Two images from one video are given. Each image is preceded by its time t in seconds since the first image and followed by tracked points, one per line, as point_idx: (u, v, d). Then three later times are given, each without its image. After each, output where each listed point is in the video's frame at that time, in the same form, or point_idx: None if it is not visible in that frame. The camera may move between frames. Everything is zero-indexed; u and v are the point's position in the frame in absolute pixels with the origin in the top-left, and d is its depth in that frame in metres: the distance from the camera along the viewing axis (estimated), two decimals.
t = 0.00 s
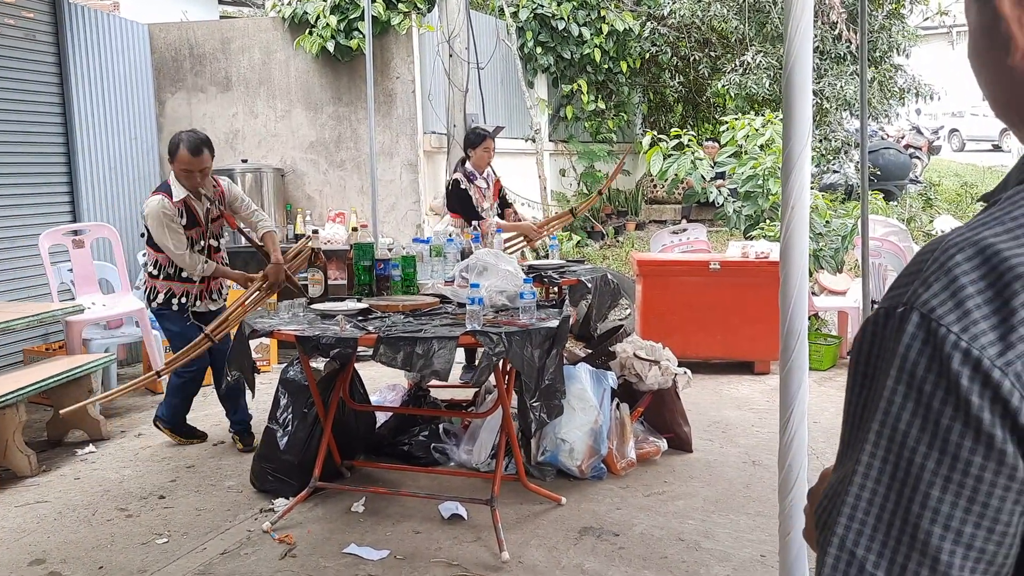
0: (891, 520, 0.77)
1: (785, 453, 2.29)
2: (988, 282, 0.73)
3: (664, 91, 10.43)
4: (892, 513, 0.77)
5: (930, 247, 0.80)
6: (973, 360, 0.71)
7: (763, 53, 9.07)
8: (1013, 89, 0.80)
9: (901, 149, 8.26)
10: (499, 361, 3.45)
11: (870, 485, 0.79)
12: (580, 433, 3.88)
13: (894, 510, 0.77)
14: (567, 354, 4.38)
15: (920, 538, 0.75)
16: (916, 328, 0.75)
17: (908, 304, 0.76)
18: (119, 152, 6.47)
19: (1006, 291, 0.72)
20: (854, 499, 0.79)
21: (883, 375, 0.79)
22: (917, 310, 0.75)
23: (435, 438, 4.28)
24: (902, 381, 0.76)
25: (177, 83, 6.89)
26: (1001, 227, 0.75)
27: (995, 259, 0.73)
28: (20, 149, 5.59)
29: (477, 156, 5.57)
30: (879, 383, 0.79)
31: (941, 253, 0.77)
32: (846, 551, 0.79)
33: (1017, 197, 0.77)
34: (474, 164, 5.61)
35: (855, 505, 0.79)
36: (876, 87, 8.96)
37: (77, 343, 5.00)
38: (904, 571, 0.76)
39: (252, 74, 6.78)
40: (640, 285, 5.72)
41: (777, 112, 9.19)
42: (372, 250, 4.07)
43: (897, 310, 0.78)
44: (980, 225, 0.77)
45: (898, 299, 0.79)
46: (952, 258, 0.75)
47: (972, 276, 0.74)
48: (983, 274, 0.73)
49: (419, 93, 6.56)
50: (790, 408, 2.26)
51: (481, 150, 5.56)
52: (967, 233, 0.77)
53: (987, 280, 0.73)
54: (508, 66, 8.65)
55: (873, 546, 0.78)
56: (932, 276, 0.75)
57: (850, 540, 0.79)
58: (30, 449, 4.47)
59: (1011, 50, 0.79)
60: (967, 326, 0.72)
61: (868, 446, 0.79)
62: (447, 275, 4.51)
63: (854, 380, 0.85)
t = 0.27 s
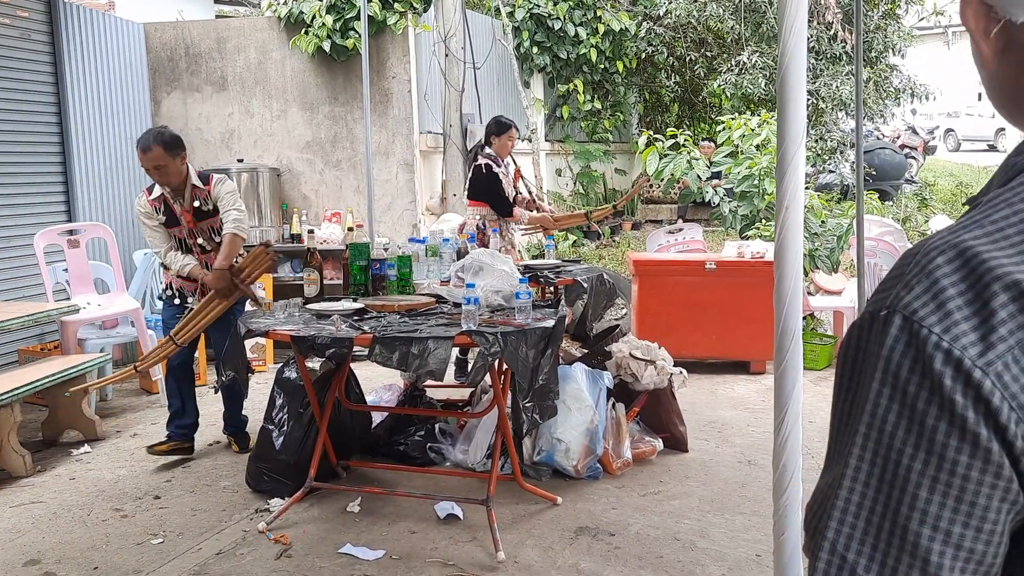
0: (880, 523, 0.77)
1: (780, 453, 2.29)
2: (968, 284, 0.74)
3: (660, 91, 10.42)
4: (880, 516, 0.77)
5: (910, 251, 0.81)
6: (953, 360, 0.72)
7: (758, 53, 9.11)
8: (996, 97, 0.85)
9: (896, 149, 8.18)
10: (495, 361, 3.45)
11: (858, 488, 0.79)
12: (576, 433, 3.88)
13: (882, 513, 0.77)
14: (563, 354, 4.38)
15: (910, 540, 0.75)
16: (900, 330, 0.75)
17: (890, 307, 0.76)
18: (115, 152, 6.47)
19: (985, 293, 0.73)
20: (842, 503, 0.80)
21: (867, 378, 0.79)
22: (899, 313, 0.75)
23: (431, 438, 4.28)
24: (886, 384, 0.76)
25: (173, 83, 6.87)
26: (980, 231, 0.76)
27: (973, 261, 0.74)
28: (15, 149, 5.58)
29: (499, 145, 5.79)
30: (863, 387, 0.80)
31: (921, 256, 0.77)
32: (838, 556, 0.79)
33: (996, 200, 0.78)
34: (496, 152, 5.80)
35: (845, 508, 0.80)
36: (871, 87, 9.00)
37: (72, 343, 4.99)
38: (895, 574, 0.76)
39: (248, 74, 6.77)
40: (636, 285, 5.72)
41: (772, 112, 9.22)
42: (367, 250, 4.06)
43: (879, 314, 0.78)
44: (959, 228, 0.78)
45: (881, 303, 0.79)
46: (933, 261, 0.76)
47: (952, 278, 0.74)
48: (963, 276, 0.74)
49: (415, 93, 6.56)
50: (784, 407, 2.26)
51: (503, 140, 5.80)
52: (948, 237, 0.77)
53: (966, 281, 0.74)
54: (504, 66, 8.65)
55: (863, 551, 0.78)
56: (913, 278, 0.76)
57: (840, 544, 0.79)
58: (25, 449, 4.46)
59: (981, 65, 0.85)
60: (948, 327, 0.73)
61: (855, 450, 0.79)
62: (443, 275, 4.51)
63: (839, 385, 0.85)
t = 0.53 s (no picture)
0: (867, 519, 0.79)
1: (777, 453, 2.29)
2: (958, 284, 0.76)
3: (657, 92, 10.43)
4: (867, 513, 0.80)
5: (902, 251, 0.82)
6: (941, 358, 0.74)
7: (755, 53, 9.13)
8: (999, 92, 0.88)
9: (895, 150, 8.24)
10: (491, 361, 3.45)
11: (847, 484, 0.81)
12: (573, 433, 3.87)
13: (869, 510, 0.79)
14: (560, 354, 4.38)
15: (897, 536, 0.77)
16: (889, 330, 0.77)
17: (881, 307, 0.78)
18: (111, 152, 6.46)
19: (973, 294, 0.75)
20: (831, 499, 0.82)
21: (856, 376, 0.81)
22: (889, 313, 0.77)
23: (428, 438, 4.28)
24: (875, 383, 0.78)
25: (169, 83, 6.87)
26: (971, 231, 0.78)
27: (963, 262, 0.76)
28: (11, 149, 5.57)
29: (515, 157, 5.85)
30: (853, 385, 0.82)
31: (912, 256, 0.79)
32: (826, 551, 0.82)
33: (987, 201, 0.80)
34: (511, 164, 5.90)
35: (833, 504, 0.82)
36: (868, 87, 9.01)
37: (68, 343, 5.01)
38: (881, 570, 0.78)
39: (244, 74, 6.76)
40: (632, 285, 5.72)
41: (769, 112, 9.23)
42: (364, 250, 4.06)
43: (870, 312, 0.80)
44: (949, 229, 0.80)
45: (871, 302, 0.81)
46: (923, 261, 0.77)
47: (943, 279, 0.76)
48: (952, 277, 0.76)
49: (412, 93, 6.55)
50: (782, 406, 2.26)
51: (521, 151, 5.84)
52: (938, 238, 0.79)
53: (955, 282, 0.76)
54: (501, 66, 8.65)
55: (851, 546, 0.80)
56: (903, 278, 0.78)
57: (829, 539, 0.82)
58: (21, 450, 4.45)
59: (982, 63, 0.88)
60: (936, 327, 0.75)
61: (844, 447, 0.82)
62: (440, 275, 4.51)
63: (830, 383, 0.87)
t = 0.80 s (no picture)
0: (867, 516, 0.80)
1: (777, 453, 2.29)
2: (955, 283, 0.76)
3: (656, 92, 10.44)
4: (866, 509, 0.80)
5: (900, 250, 0.83)
6: (938, 356, 0.74)
7: (754, 53, 9.13)
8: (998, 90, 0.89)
9: (891, 148, 8.12)
10: (490, 361, 3.45)
11: (846, 481, 0.81)
12: (573, 433, 3.88)
13: (869, 507, 0.79)
14: (559, 354, 4.38)
15: (896, 532, 0.77)
16: (888, 327, 0.77)
17: (879, 305, 0.79)
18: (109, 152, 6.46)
19: (971, 292, 0.75)
20: (831, 496, 0.82)
21: (855, 373, 0.81)
22: (888, 311, 0.77)
23: (427, 439, 4.28)
24: (874, 380, 0.78)
25: (168, 83, 6.87)
26: (970, 231, 0.78)
27: (961, 262, 0.76)
28: (9, 150, 5.56)
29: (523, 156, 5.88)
30: (852, 382, 0.82)
31: (910, 255, 0.79)
32: (826, 548, 0.82)
33: (986, 200, 0.80)
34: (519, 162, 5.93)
35: (833, 501, 0.82)
36: (866, 87, 9.01)
37: (67, 343, 5.03)
38: (881, 567, 0.78)
39: (243, 74, 6.76)
40: (631, 285, 5.72)
41: (768, 112, 9.23)
42: (363, 250, 4.06)
43: (869, 311, 0.80)
44: (948, 228, 0.80)
45: (869, 300, 0.81)
46: (922, 260, 0.77)
47: (941, 277, 0.76)
48: (950, 276, 0.76)
49: (411, 93, 6.55)
50: (782, 406, 2.26)
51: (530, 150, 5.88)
52: (937, 236, 0.79)
53: (953, 280, 0.76)
54: (500, 66, 8.65)
55: (850, 543, 0.80)
56: (902, 278, 0.78)
57: (829, 536, 0.82)
58: (20, 451, 4.45)
59: (983, 61, 0.89)
60: (934, 324, 0.75)
61: (844, 445, 0.82)
62: (439, 275, 4.51)
63: (829, 381, 0.88)
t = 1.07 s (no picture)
0: (865, 516, 0.80)
1: (777, 454, 2.29)
2: (953, 283, 0.76)
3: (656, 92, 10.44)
4: (865, 509, 0.80)
5: (898, 252, 0.83)
6: (936, 356, 0.74)
7: (754, 54, 9.13)
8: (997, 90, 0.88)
9: (891, 149, 8.12)
10: (491, 361, 3.45)
11: (845, 482, 0.81)
12: (573, 433, 3.87)
13: (867, 507, 0.79)
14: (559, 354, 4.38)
15: (894, 533, 0.77)
16: (886, 328, 0.77)
17: (878, 306, 0.79)
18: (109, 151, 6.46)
19: (968, 292, 0.75)
20: (830, 497, 0.82)
21: (854, 375, 0.81)
22: (886, 311, 0.77)
23: (427, 439, 4.27)
24: (873, 380, 0.78)
25: (168, 83, 6.87)
26: (968, 231, 0.78)
27: (958, 262, 0.76)
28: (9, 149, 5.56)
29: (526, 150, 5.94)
30: (850, 383, 0.82)
31: (907, 256, 0.79)
32: (825, 548, 0.82)
33: (983, 201, 0.80)
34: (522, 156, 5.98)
35: (832, 501, 0.82)
36: (867, 87, 9.01)
37: (67, 343, 5.02)
38: (879, 568, 0.78)
39: (244, 74, 6.76)
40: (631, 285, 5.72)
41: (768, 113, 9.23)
42: (363, 250, 4.06)
43: (868, 311, 0.80)
44: (946, 229, 0.80)
45: (868, 301, 0.81)
46: (919, 261, 0.78)
47: (938, 277, 0.76)
48: (948, 276, 0.76)
49: (411, 92, 6.55)
50: (782, 407, 2.26)
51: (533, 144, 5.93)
52: (935, 237, 0.79)
53: (950, 280, 0.76)
54: (500, 66, 8.65)
55: (849, 543, 0.80)
56: (900, 278, 0.78)
57: (828, 536, 0.82)
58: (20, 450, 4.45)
59: (983, 59, 0.88)
60: (932, 325, 0.75)
61: (843, 445, 0.82)
62: (439, 276, 4.51)
63: (828, 382, 0.88)
